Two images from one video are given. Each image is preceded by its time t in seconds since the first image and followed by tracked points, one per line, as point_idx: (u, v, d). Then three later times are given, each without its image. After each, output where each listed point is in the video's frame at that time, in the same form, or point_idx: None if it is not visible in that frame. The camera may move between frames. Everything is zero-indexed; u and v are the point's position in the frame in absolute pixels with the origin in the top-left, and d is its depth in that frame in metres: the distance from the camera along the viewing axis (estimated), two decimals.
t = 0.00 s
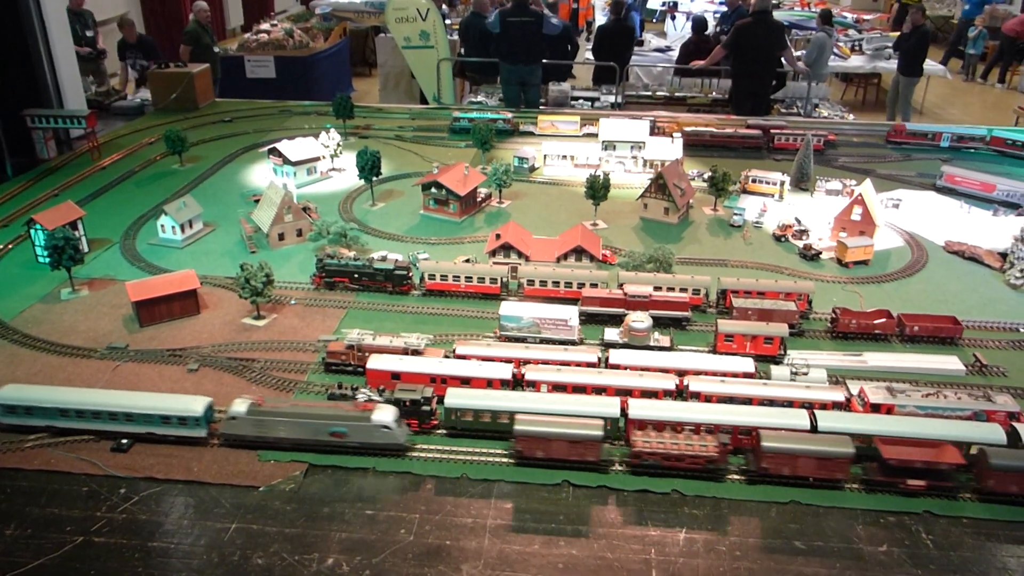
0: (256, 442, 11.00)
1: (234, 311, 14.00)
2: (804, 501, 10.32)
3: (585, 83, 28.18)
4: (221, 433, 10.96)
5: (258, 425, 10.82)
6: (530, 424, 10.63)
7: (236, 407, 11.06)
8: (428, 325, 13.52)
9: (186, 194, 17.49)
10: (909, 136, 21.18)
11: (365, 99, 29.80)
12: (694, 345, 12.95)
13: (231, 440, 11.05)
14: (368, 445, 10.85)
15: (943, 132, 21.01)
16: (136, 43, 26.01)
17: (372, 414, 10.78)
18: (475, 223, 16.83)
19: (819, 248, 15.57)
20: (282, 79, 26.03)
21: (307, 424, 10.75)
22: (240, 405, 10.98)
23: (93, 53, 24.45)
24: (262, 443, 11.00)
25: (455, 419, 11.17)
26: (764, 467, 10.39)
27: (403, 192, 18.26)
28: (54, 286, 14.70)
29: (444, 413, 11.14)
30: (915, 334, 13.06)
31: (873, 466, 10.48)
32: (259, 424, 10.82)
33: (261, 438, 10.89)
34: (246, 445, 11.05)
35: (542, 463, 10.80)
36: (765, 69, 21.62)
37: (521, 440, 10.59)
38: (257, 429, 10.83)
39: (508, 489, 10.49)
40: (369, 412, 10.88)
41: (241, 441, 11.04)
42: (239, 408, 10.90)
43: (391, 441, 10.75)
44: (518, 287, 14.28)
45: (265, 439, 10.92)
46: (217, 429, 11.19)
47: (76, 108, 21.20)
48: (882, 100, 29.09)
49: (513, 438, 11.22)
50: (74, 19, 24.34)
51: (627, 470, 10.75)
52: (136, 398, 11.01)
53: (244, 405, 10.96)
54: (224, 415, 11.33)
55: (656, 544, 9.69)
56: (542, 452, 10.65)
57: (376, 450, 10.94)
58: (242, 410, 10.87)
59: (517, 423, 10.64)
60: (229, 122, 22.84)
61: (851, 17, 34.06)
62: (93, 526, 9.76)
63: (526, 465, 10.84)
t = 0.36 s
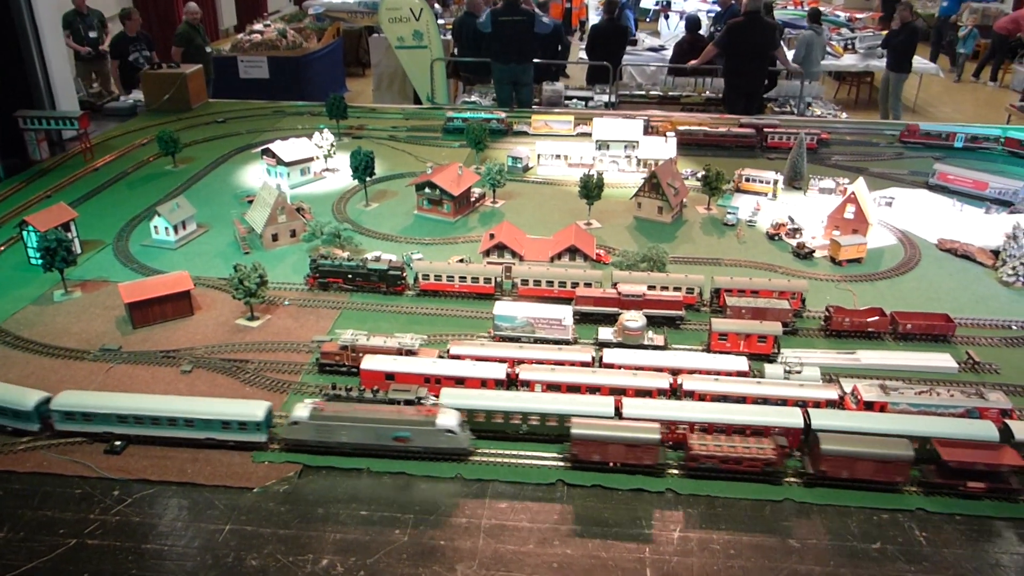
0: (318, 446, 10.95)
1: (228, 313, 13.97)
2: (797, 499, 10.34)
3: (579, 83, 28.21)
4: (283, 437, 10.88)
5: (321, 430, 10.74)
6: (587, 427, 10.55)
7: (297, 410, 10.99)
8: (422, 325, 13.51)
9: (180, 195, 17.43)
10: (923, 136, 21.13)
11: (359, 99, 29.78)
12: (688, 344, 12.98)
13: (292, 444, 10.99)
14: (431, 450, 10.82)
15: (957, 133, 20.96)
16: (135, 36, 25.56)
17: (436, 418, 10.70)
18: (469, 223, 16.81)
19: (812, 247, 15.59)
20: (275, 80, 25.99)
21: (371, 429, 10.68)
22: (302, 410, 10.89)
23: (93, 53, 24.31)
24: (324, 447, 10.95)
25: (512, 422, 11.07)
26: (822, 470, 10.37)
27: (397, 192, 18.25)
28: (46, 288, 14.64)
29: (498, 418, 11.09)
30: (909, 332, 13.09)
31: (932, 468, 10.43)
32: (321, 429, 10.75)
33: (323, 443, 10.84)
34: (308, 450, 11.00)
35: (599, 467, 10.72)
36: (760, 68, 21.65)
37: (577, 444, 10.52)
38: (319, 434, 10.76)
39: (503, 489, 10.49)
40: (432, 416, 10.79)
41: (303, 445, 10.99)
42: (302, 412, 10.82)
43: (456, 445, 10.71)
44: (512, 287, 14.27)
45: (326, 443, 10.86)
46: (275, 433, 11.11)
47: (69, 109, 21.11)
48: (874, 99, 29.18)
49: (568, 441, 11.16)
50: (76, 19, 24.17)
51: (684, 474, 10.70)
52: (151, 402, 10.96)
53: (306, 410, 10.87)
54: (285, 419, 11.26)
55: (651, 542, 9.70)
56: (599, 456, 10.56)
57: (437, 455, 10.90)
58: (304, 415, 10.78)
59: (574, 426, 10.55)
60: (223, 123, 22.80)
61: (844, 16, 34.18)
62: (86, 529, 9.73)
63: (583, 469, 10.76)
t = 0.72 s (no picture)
0: (381, 450, 10.89)
1: (219, 313, 13.93)
2: (789, 496, 10.37)
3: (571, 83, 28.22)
4: (347, 441, 10.80)
5: (386, 434, 10.66)
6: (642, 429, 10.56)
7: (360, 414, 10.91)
8: (414, 325, 13.50)
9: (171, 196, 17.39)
10: (933, 137, 21.17)
11: (351, 99, 29.74)
12: (680, 343, 12.99)
13: (357, 448, 10.92)
14: (496, 453, 10.77)
15: (968, 134, 20.76)
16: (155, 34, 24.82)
17: (501, 421, 10.65)
18: (461, 222, 16.82)
19: (803, 245, 15.64)
20: (267, 79, 25.94)
21: (436, 433, 10.61)
22: (365, 413, 10.81)
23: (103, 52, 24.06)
24: (387, 450, 10.89)
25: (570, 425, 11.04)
26: (878, 472, 10.35)
27: (389, 192, 18.23)
28: (36, 289, 14.58)
29: (557, 421, 11.03)
30: (899, 330, 13.15)
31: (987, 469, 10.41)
32: (387, 433, 10.66)
33: (387, 447, 10.77)
34: (370, 453, 10.94)
35: (654, 469, 10.74)
36: (752, 68, 21.70)
37: (633, 446, 10.52)
38: (384, 438, 10.69)
39: (496, 488, 10.49)
40: (498, 419, 10.72)
41: (366, 448, 10.92)
42: (366, 416, 10.73)
43: (522, 447, 10.68)
44: (504, 286, 14.27)
45: (391, 447, 10.79)
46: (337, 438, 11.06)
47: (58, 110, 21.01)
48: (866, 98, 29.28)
49: (621, 443, 11.18)
50: (72, 19, 23.96)
51: (739, 476, 10.66)
52: (153, 403, 10.92)
53: (370, 414, 10.80)
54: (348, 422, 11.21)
55: (643, 541, 9.72)
56: (653, 458, 10.60)
57: (501, 458, 10.84)
58: (369, 419, 10.70)
59: (627, 429, 10.58)
60: (215, 123, 22.73)
61: (835, 16, 34.31)
62: (77, 531, 9.69)
63: (636, 471, 10.77)
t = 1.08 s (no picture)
0: (435, 453, 10.84)
1: (208, 315, 13.88)
2: (779, 493, 10.41)
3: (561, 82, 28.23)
4: (401, 445, 10.76)
5: (439, 437, 10.62)
6: (692, 430, 10.56)
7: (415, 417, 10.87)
8: (404, 325, 13.49)
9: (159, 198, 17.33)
10: (939, 136, 21.18)
11: (341, 100, 29.67)
12: (671, 341, 13.00)
13: (411, 451, 10.88)
14: (551, 456, 10.69)
15: (973, 134, 20.68)
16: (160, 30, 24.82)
17: (556, 424, 10.58)
18: (451, 222, 16.83)
19: (792, 243, 15.70)
20: (256, 80, 25.88)
21: (492, 435, 10.56)
22: (420, 417, 10.75)
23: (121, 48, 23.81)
24: (442, 453, 10.84)
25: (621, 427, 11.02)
26: (926, 471, 10.32)
27: (378, 193, 18.20)
28: (23, 293, 14.48)
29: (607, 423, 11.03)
30: (887, 326, 13.23)
31: None
32: (441, 437, 10.62)
33: (442, 450, 10.73)
34: (423, 457, 10.90)
35: (702, 471, 10.71)
36: (738, 67, 21.78)
37: (680, 447, 10.51)
38: (439, 441, 10.65)
39: (487, 488, 10.49)
40: (553, 422, 10.66)
41: (421, 452, 10.88)
42: (421, 419, 10.69)
43: (578, 451, 10.57)
44: (494, 286, 14.27)
45: (445, 450, 10.75)
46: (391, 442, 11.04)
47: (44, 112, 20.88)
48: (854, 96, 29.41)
49: (666, 446, 11.15)
50: (59, 19, 23.85)
51: (786, 476, 10.65)
52: (143, 407, 10.93)
53: (424, 417, 10.74)
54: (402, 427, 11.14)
55: (634, 539, 9.73)
56: (701, 459, 10.57)
57: (557, 461, 10.77)
58: (423, 422, 10.65)
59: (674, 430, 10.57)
60: (203, 124, 22.63)
61: (823, 15, 34.46)
62: (65, 536, 9.64)
63: (683, 473, 10.74)
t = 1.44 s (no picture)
0: (486, 454, 10.79)
1: (186, 316, 13.77)
2: (758, 488, 10.48)
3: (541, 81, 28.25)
4: (452, 447, 10.69)
5: (491, 439, 10.56)
6: (738, 428, 10.56)
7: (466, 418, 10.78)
8: (385, 325, 13.45)
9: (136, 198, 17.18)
10: (936, 135, 21.20)
11: (320, 99, 29.51)
12: (651, 338, 13.05)
13: (462, 453, 10.81)
14: (604, 457, 10.63)
15: (970, 134, 20.65)
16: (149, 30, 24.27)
17: (610, 424, 10.50)
18: (431, 221, 16.78)
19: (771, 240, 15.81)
20: (234, 79, 25.73)
21: (545, 437, 10.47)
22: (471, 419, 10.66)
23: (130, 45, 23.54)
24: (493, 455, 10.79)
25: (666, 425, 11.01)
26: (967, 467, 10.40)
27: (358, 192, 18.11)
28: None
29: (653, 421, 10.99)
30: (865, 321, 13.33)
31: None
32: (493, 439, 10.55)
33: (494, 452, 10.67)
34: (475, 458, 10.84)
35: (742, 469, 10.72)
36: (716, 65, 21.89)
37: (723, 446, 10.53)
38: (491, 443, 10.59)
39: (469, 487, 10.48)
40: (605, 422, 10.58)
41: (472, 453, 10.81)
42: (472, 421, 10.61)
43: (632, 451, 10.52)
44: (475, 285, 14.25)
45: (496, 452, 10.70)
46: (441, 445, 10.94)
47: (17, 112, 20.59)
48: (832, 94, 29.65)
49: (709, 444, 11.14)
50: (32, 19, 23.46)
51: (829, 474, 10.69)
52: (107, 409, 10.76)
53: (476, 419, 10.66)
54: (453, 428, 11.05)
55: (616, 535, 9.76)
56: (744, 457, 10.58)
57: (609, 462, 10.73)
58: (475, 424, 10.57)
59: (718, 429, 10.56)
60: (179, 124, 22.42)
61: (801, 13, 34.74)
62: (42, 541, 9.51)
63: (727, 472, 10.74)
